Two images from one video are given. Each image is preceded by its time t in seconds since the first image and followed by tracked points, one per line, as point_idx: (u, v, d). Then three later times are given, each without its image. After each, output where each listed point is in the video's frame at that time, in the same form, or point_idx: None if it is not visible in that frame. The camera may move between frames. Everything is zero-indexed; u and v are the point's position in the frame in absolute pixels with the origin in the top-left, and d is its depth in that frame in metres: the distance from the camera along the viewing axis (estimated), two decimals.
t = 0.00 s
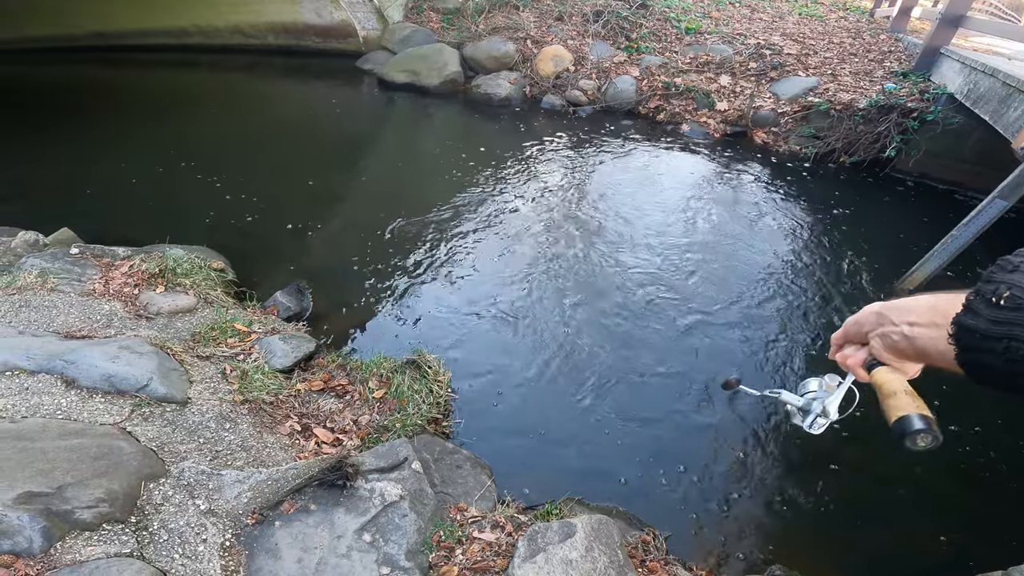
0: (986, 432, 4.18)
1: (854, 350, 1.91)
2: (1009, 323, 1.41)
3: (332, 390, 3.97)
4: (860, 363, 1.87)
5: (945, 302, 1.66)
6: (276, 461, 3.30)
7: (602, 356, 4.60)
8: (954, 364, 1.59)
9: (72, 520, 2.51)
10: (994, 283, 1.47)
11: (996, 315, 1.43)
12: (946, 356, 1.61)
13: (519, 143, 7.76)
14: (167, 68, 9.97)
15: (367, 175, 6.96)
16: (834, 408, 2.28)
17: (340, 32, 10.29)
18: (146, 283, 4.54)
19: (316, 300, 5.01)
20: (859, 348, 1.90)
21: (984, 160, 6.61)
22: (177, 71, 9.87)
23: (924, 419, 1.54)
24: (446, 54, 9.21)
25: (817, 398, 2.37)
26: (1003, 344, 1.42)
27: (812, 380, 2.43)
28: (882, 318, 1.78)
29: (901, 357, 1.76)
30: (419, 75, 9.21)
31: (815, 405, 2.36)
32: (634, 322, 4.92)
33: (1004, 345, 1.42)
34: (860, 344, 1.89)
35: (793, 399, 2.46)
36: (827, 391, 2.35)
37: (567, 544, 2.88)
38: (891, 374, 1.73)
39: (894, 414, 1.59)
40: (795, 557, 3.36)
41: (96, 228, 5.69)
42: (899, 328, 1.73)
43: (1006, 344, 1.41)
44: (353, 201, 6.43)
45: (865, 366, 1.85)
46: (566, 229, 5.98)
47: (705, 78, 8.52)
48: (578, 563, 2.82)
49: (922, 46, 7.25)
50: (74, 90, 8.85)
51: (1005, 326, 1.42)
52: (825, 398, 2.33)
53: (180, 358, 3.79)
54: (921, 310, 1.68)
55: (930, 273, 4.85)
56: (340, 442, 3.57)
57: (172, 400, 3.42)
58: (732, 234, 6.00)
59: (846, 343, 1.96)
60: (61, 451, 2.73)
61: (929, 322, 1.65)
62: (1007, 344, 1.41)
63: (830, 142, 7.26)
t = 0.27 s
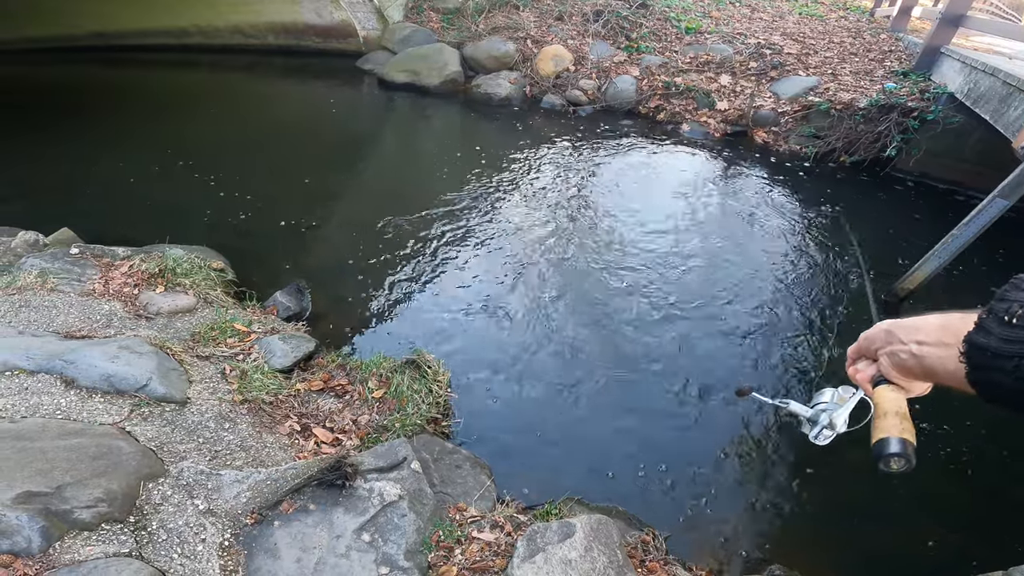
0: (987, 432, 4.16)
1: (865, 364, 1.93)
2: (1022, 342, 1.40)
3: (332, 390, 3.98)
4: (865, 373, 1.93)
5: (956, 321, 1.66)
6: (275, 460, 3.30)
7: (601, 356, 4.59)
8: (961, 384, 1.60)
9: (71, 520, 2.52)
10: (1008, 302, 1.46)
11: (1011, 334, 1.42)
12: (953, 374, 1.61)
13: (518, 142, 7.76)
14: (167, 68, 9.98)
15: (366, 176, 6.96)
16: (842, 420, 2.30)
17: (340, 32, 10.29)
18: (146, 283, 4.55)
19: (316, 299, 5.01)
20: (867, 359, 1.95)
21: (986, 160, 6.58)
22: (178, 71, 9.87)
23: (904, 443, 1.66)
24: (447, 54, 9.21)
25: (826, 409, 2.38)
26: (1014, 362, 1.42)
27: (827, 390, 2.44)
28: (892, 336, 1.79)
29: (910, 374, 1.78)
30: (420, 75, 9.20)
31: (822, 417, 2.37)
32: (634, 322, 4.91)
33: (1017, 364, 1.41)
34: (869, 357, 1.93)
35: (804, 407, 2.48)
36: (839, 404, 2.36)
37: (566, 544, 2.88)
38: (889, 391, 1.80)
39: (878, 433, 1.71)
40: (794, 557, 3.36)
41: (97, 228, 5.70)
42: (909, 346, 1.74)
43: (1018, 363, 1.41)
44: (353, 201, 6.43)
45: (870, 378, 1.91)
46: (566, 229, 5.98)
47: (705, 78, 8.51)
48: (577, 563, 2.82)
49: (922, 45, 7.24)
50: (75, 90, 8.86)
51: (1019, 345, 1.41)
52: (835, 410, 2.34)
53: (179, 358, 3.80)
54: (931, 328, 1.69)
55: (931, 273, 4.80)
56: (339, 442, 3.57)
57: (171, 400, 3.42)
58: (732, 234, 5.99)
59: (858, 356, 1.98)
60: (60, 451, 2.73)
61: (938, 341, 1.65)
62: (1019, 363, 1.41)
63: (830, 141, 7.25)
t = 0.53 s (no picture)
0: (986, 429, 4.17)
1: (868, 376, 1.94)
2: None
3: (331, 390, 3.98)
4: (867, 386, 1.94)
5: (962, 335, 1.67)
6: (275, 460, 3.30)
7: (601, 356, 4.59)
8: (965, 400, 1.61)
9: (70, 519, 2.52)
10: (1014, 318, 1.46)
11: (1016, 351, 1.43)
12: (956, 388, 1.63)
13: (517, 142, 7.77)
14: (167, 68, 9.98)
15: (366, 176, 6.97)
16: (839, 433, 2.20)
17: (339, 32, 10.30)
18: (145, 283, 4.55)
19: (315, 299, 5.01)
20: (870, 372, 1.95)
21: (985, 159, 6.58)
22: (178, 71, 9.88)
23: (907, 455, 1.65)
24: (446, 54, 9.21)
25: (824, 421, 2.27)
26: (1018, 379, 1.43)
27: (824, 401, 2.32)
28: (897, 349, 1.80)
29: (913, 388, 1.79)
30: (419, 75, 9.21)
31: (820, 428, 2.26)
32: (633, 322, 4.92)
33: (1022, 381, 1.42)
34: (871, 370, 1.94)
35: (798, 418, 2.37)
36: (836, 417, 2.25)
37: (566, 543, 2.89)
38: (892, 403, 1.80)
39: (881, 446, 1.70)
40: (793, 557, 3.37)
41: (97, 229, 5.70)
42: (912, 359, 1.75)
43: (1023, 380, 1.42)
44: (353, 202, 6.43)
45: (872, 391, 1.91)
46: (566, 229, 5.99)
47: (704, 77, 8.52)
48: (577, 562, 2.82)
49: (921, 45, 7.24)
50: (74, 91, 8.86)
51: None
52: (832, 422, 2.23)
53: (178, 358, 3.80)
54: (938, 342, 1.70)
55: (929, 272, 4.81)
56: (338, 441, 3.57)
57: (170, 400, 3.43)
58: (731, 234, 6.00)
59: (861, 368, 1.99)
60: (59, 451, 2.74)
61: (945, 355, 1.66)
62: None
63: (829, 141, 7.26)
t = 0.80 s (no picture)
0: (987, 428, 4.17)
1: (872, 384, 1.94)
2: None
3: (331, 390, 3.99)
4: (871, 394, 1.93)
5: (969, 347, 1.68)
6: (275, 460, 3.31)
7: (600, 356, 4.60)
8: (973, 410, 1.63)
9: (71, 519, 2.52)
10: None
11: None
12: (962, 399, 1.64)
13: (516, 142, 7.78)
14: (165, 69, 9.98)
15: (365, 176, 6.97)
16: (842, 438, 2.14)
17: (337, 33, 10.30)
18: (144, 284, 4.56)
19: (314, 300, 5.01)
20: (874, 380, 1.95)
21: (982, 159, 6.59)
22: (177, 71, 9.90)
23: (889, 468, 1.61)
24: (444, 54, 9.22)
25: (829, 426, 2.23)
26: None
27: (830, 408, 2.32)
28: (901, 359, 1.81)
29: (916, 397, 1.80)
30: (417, 76, 9.22)
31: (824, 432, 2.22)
32: (632, 322, 4.93)
33: None
34: (875, 379, 1.94)
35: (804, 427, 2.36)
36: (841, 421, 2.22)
37: (565, 541, 2.89)
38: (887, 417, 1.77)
39: (867, 457, 1.67)
40: (793, 556, 3.38)
41: (95, 229, 5.70)
42: (917, 369, 1.76)
43: None
44: (352, 202, 6.44)
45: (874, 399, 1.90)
46: (564, 229, 5.99)
47: (702, 77, 8.53)
48: (577, 560, 2.83)
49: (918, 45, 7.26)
50: (73, 91, 8.86)
51: None
52: (836, 427, 2.20)
53: (178, 359, 3.80)
54: (942, 354, 1.71)
55: (926, 271, 4.86)
56: (338, 441, 3.58)
57: (170, 400, 3.43)
58: (730, 233, 6.01)
59: (863, 376, 2.00)
60: (60, 452, 2.74)
61: (950, 366, 1.67)
62: None
63: (827, 140, 7.28)
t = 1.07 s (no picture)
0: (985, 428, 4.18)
1: (880, 397, 1.96)
2: None
3: (330, 391, 3.98)
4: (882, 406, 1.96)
5: (982, 364, 1.66)
6: (274, 461, 3.30)
7: (599, 356, 4.61)
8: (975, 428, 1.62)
9: (72, 521, 2.52)
10: None
11: None
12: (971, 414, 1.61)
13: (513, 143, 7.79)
14: (162, 70, 9.96)
15: (363, 177, 6.98)
16: (843, 452, 2.18)
17: (334, 34, 10.30)
18: (142, 285, 4.55)
19: (312, 300, 5.01)
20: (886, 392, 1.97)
21: (977, 158, 6.63)
22: (174, 72, 9.89)
23: (904, 481, 1.70)
24: (441, 55, 9.23)
25: (831, 437, 2.25)
26: None
27: (833, 416, 2.30)
28: (913, 372, 1.81)
29: (925, 411, 1.81)
30: (414, 77, 9.22)
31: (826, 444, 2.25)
32: (630, 322, 4.94)
33: None
34: (886, 391, 1.95)
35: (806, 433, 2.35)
36: (843, 433, 2.22)
37: (565, 541, 2.90)
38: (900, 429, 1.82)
39: (882, 471, 1.76)
40: (792, 555, 3.39)
41: (93, 231, 5.70)
42: (929, 384, 1.76)
43: None
44: (350, 203, 6.44)
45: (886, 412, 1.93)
46: (562, 229, 6.01)
47: (699, 77, 8.56)
48: (577, 560, 2.84)
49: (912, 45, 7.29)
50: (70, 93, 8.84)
51: None
52: (838, 439, 2.21)
53: (177, 360, 3.80)
54: (955, 369, 1.70)
55: (921, 270, 4.88)
56: (338, 442, 3.58)
57: (170, 402, 3.43)
58: (727, 233, 6.03)
59: (873, 388, 2.00)
60: (60, 453, 2.74)
61: (962, 380, 1.66)
62: None
63: (823, 139, 7.30)
